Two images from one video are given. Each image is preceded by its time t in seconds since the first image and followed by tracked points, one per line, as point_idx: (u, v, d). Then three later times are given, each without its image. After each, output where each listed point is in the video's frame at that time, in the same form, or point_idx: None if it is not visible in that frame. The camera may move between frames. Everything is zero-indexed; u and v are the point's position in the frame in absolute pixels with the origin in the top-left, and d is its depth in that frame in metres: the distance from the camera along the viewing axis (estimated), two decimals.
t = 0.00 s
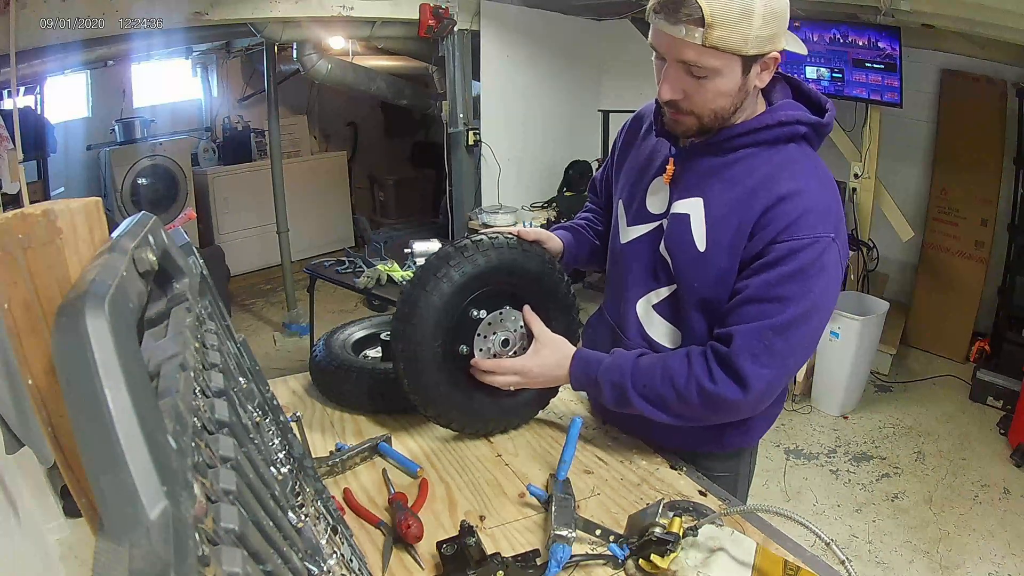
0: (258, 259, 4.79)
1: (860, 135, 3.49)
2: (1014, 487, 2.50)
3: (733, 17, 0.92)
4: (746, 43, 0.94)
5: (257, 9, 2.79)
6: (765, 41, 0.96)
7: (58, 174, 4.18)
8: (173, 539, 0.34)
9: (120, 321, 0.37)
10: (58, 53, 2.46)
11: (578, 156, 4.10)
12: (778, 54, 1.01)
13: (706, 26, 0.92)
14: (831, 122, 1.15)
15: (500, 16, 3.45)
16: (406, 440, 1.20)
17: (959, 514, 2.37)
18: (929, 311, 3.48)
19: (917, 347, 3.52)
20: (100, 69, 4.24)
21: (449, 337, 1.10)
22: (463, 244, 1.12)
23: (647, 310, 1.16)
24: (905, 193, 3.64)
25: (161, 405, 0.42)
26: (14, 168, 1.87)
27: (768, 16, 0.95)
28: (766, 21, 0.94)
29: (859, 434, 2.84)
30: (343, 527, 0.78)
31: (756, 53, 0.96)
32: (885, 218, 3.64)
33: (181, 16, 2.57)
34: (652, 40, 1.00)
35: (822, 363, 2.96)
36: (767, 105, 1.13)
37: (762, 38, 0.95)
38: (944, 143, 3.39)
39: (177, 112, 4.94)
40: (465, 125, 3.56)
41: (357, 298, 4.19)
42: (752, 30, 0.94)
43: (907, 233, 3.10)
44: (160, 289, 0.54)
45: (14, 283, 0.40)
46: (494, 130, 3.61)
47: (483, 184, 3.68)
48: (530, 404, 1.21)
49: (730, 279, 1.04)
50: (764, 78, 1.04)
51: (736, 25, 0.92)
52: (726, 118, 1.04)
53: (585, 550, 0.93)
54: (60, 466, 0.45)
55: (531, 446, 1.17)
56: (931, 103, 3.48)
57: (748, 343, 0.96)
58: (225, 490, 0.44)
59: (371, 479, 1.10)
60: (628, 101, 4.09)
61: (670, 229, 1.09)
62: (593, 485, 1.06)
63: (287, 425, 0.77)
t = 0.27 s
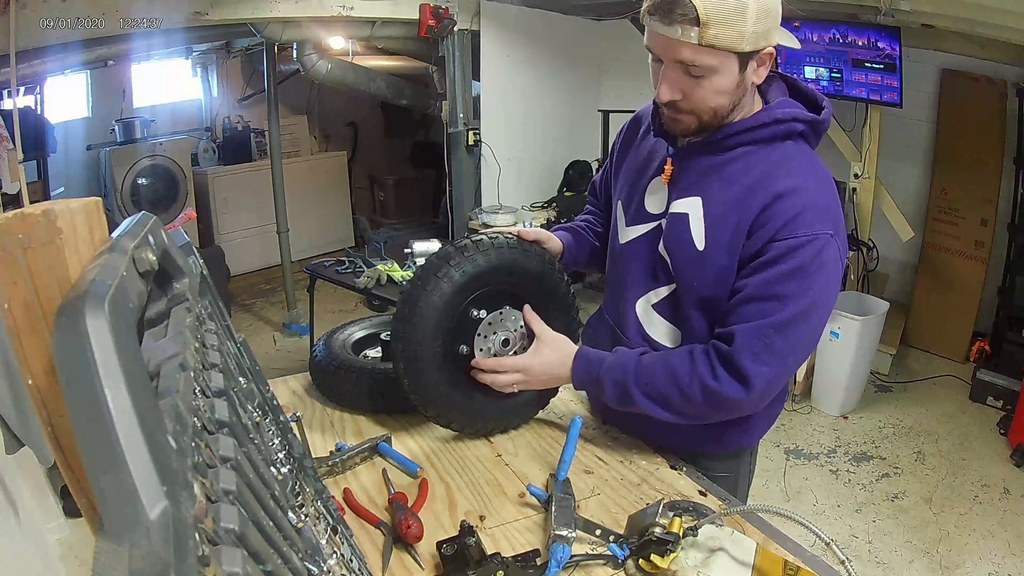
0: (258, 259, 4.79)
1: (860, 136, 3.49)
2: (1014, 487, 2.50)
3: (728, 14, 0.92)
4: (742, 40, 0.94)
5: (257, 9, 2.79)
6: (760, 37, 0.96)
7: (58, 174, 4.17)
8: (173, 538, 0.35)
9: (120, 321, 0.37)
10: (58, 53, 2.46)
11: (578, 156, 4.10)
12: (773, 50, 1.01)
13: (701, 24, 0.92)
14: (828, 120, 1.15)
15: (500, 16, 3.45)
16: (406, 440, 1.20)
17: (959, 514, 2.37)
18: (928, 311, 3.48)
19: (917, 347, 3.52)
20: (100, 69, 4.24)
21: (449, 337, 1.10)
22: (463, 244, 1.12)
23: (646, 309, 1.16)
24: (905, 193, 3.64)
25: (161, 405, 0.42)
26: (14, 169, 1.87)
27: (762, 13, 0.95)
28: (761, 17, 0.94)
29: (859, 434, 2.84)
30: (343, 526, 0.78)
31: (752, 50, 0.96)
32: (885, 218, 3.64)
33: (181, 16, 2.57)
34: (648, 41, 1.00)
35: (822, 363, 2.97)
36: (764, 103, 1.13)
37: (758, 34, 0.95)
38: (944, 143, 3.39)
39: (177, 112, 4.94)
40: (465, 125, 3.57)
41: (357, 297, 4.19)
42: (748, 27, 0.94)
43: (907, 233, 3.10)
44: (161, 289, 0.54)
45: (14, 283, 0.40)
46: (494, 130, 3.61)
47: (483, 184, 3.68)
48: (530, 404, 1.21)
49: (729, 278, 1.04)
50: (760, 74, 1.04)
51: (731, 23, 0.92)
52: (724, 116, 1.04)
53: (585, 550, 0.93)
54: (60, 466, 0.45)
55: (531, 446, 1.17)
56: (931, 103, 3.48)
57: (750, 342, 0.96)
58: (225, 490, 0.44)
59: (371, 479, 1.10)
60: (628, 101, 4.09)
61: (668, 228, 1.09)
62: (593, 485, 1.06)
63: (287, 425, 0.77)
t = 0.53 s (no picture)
0: (258, 259, 4.79)
1: (860, 136, 3.49)
2: (1014, 487, 2.50)
3: (715, 11, 0.92)
4: (730, 37, 0.94)
5: (256, 9, 2.79)
6: (749, 34, 0.96)
7: (58, 174, 4.18)
8: (173, 539, 0.34)
9: (121, 321, 0.37)
10: (58, 53, 2.46)
11: (578, 156, 4.10)
12: (764, 46, 1.01)
13: (689, 21, 0.92)
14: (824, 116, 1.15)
15: (500, 16, 3.45)
16: (406, 440, 1.20)
17: (959, 514, 2.37)
18: (928, 311, 3.48)
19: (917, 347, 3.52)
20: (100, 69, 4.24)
21: (449, 337, 1.10)
22: (463, 245, 1.12)
23: (645, 309, 1.16)
24: (905, 193, 3.64)
25: (161, 406, 0.42)
26: (14, 168, 1.87)
27: (751, 11, 0.95)
28: (749, 14, 0.95)
29: (859, 434, 2.84)
30: (343, 526, 0.78)
31: (741, 47, 0.96)
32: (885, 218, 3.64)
33: (181, 16, 2.57)
34: (638, 39, 1.00)
35: (822, 363, 2.97)
36: (759, 100, 1.14)
37: (746, 31, 0.95)
38: (944, 143, 3.39)
39: (177, 112, 4.94)
40: (465, 125, 3.57)
41: (357, 298, 4.19)
42: (736, 24, 0.94)
43: (907, 233, 3.10)
44: (160, 288, 0.54)
45: (14, 283, 0.40)
46: (494, 130, 3.62)
47: (483, 184, 3.68)
48: (530, 404, 1.21)
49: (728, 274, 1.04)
50: (752, 71, 1.04)
51: (719, 19, 0.92)
52: (717, 113, 1.05)
53: (585, 550, 0.93)
54: (60, 467, 0.45)
55: (531, 447, 1.17)
56: (931, 103, 3.48)
57: (752, 339, 0.96)
58: (225, 491, 0.45)
59: (371, 479, 1.10)
60: (628, 101, 4.10)
61: (666, 226, 1.09)
62: (593, 485, 1.06)
63: (287, 426, 0.77)
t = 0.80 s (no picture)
0: (258, 259, 4.79)
1: (860, 136, 3.49)
2: (1014, 487, 2.50)
3: (708, 9, 0.92)
4: (723, 35, 0.94)
5: (256, 9, 2.79)
6: (742, 32, 0.96)
7: (58, 174, 4.18)
8: (173, 538, 0.35)
9: (121, 321, 0.37)
10: (57, 53, 2.46)
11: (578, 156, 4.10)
12: (759, 45, 1.01)
13: (682, 19, 0.92)
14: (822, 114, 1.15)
15: (500, 16, 3.45)
16: (406, 440, 1.20)
17: (959, 514, 2.37)
18: (928, 311, 3.48)
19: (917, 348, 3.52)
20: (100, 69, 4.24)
21: (447, 336, 1.10)
22: (462, 245, 1.12)
23: (644, 308, 1.16)
24: (905, 194, 3.64)
25: (161, 405, 0.42)
26: (14, 169, 1.87)
27: (744, 9, 0.95)
28: (742, 12, 0.95)
29: (859, 434, 2.84)
30: (343, 526, 0.78)
31: (734, 45, 0.96)
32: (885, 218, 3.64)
33: (181, 16, 2.57)
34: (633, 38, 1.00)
35: (822, 364, 2.97)
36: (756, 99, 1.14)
37: (739, 30, 0.95)
38: (944, 143, 3.39)
39: (177, 112, 4.94)
40: (465, 126, 3.57)
41: (357, 298, 4.19)
42: (729, 22, 0.94)
43: (907, 233, 3.10)
44: (160, 289, 0.54)
45: (14, 283, 0.40)
46: (495, 130, 3.62)
47: (483, 184, 3.68)
48: (530, 404, 1.21)
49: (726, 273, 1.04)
50: (747, 70, 1.04)
51: (713, 18, 0.93)
52: (712, 112, 1.05)
53: (585, 550, 0.93)
54: (60, 466, 0.45)
55: (532, 447, 1.17)
56: (931, 103, 3.48)
57: (753, 339, 0.96)
58: (225, 491, 0.45)
59: (371, 479, 1.10)
60: (628, 101, 4.09)
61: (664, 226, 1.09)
62: (593, 485, 1.06)
63: (287, 426, 0.77)
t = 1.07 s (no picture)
0: (258, 259, 4.79)
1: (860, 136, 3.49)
2: (1014, 487, 2.50)
3: (699, 9, 0.92)
4: (715, 34, 0.94)
5: (256, 9, 2.79)
6: (735, 30, 0.96)
7: (58, 174, 4.18)
8: (173, 539, 0.34)
9: (121, 321, 0.37)
10: (57, 53, 2.46)
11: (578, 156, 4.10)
12: (752, 43, 1.01)
13: (673, 19, 0.92)
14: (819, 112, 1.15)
15: (500, 16, 3.45)
16: (406, 439, 1.20)
17: (959, 514, 2.37)
18: (928, 311, 3.48)
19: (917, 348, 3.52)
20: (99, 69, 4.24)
21: (445, 337, 1.10)
22: (460, 244, 1.13)
23: (643, 309, 1.15)
24: (905, 194, 3.64)
25: (161, 405, 0.42)
26: (15, 169, 1.87)
27: (736, 7, 0.95)
28: (735, 11, 0.95)
29: (859, 434, 2.84)
30: (343, 527, 0.78)
31: (726, 43, 0.96)
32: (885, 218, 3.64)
33: (181, 16, 2.57)
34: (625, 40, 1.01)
35: (822, 364, 2.97)
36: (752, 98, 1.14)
37: (731, 28, 0.95)
38: (944, 143, 3.39)
39: (177, 112, 4.94)
40: (465, 125, 3.57)
41: (357, 297, 4.19)
42: (721, 20, 0.94)
43: (907, 233, 3.10)
44: (160, 289, 0.54)
45: (14, 283, 0.40)
46: (495, 130, 3.62)
47: (483, 184, 3.68)
48: (530, 404, 1.21)
49: (727, 274, 1.04)
50: (741, 68, 1.05)
51: (704, 17, 0.93)
52: (707, 111, 1.05)
53: (585, 550, 0.93)
54: (61, 466, 0.45)
55: (532, 447, 1.17)
56: (931, 103, 3.48)
57: (762, 342, 0.96)
58: (225, 491, 0.44)
59: (371, 479, 1.10)
60: (628, 101, 4.09)
61: (662, 228, 1.09)
62: (593, 485, 1.06)
63: (287, 425, 0.77)
